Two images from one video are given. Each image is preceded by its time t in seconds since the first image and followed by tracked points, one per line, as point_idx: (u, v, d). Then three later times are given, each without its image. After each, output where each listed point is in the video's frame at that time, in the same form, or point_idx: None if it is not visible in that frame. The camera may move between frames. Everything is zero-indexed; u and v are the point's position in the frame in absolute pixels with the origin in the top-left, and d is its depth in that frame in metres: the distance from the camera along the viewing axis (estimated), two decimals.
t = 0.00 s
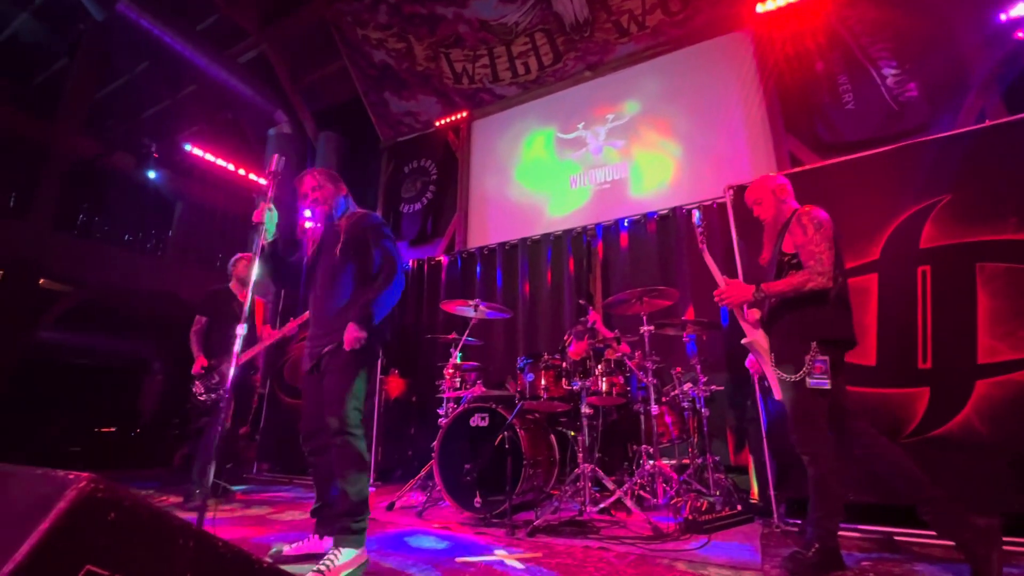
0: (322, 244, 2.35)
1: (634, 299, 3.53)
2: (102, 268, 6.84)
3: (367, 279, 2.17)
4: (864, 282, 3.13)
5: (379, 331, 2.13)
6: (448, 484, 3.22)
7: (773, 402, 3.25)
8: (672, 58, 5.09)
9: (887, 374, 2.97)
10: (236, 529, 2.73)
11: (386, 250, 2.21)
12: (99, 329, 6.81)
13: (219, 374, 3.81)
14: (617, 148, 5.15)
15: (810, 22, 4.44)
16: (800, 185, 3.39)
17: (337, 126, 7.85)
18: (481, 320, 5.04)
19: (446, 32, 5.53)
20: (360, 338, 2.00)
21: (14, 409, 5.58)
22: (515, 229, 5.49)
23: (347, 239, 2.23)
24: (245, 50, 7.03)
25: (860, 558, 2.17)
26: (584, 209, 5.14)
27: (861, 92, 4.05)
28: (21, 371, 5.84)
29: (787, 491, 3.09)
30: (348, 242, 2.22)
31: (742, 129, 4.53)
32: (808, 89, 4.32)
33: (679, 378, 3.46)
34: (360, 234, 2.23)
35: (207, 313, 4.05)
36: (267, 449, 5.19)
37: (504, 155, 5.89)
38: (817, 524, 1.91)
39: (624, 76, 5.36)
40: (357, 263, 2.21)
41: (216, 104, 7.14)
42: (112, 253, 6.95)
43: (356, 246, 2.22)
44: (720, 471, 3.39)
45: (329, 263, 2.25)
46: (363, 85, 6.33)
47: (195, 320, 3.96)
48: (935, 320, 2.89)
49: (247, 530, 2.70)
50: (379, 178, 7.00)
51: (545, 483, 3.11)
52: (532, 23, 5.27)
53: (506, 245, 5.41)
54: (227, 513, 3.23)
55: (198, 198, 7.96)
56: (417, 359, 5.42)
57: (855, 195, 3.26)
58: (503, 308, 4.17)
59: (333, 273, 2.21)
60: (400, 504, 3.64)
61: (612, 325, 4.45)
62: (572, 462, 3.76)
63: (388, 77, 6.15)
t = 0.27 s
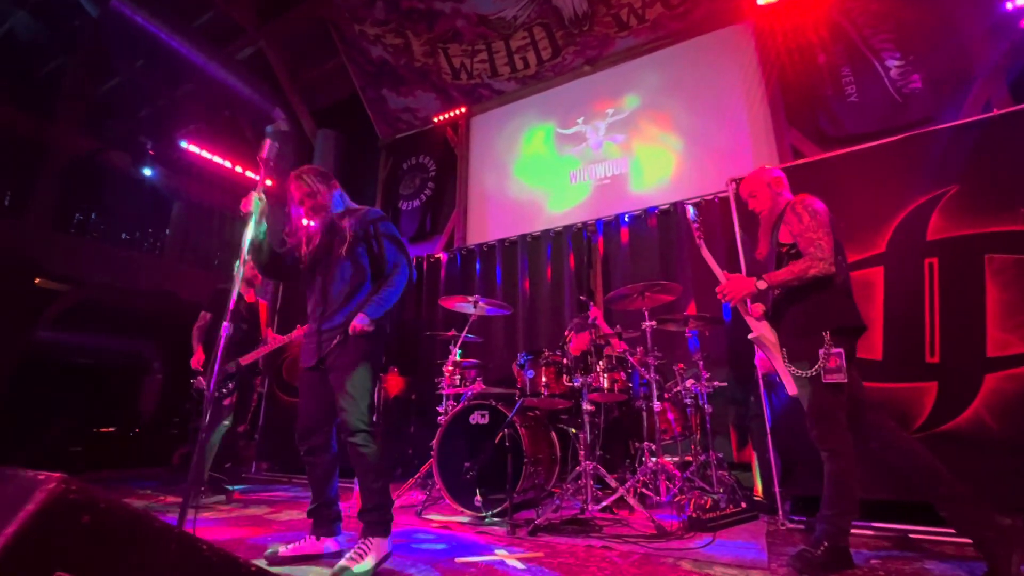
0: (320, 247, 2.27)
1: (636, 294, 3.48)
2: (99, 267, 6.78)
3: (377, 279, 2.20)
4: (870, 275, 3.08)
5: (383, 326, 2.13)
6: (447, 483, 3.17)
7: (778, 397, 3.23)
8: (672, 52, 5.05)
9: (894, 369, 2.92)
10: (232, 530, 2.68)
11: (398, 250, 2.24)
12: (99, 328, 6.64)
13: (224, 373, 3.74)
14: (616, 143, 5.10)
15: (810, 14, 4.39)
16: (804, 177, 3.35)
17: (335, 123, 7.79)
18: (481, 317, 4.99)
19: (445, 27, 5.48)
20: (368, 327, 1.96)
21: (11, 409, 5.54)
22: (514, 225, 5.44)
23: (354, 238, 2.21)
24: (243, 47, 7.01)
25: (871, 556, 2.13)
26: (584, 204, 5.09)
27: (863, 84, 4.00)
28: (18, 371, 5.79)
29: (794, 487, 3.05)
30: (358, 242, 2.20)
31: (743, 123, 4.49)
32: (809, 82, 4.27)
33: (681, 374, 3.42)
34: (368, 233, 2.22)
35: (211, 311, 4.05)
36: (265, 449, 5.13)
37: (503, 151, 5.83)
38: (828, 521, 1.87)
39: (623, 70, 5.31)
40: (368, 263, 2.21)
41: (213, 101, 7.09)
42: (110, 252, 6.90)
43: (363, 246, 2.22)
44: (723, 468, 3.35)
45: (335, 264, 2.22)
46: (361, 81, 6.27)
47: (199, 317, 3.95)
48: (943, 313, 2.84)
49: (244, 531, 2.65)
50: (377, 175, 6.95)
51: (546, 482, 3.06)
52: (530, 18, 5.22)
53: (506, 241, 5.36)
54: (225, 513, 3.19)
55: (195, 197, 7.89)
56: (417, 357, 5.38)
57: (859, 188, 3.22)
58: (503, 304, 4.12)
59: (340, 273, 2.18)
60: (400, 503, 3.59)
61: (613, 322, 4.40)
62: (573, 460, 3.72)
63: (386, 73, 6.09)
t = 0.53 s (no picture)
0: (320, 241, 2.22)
1: (639, 290, 3.44)
2: (101, 265, 6.78)
3: (388, 274, 2.19)
4: (878, 270, 3.04)
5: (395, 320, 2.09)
6: (448, 480, 3.14)
7: (784, 394, 3.22)
8: (675, 46, 4.99)
9: (903, 366, 2.88)
10: (232, 528, 2.65)
11: (409, 244, 2.23)
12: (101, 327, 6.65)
13: (233, 368, 3.82)
14: (619, 138, 5.06)
15: (816, 6, 4.33)
16: (810, 171, 3.30)
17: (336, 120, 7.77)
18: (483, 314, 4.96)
19: (445, 22, 5.44)
20: (373, 324, 1.96)
21: (13, 408, 5.54)
22: (515, 222, 5.41)
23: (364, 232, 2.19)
24: (243, 44, 6.98)
25: (879, 554, 2.09)
26: (586, 200, 5.05)
27: (870, 77, 3.95)
28: (20, 371, 5.79)
29: (800, 485, 3.02)
30: (369, 236, 2.18)
31: (747, 118, 4.43)
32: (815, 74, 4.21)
33: (685, 371, 3.38)
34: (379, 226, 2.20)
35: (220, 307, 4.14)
36: (267, 446, 5.12)
37: (504, 147, 5.79)
38: (836, 520, 1.83)
39: (626, 65, 5.26)
40: (379, 257, 2.18)
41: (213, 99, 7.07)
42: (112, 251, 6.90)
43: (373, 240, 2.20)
44: (728, 465, 3.31)
45: (344, 259, 2.18)
46: (361, 78, 6.24)
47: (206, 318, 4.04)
48: (952, 308, 2.80)
49: (244, 529, 2.62)
50: (378, 172, 6.91)
51: (549, 479, 3.04)
52: (532, 12, 5.18)
53: (508, 238, 5.32)
54: (226, 512, 3.16)
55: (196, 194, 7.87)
56: (419, 354, 5.35)
57: (866, 181, 3.18)
58: (505, 301, 4.09)
59: (351, 269, 2.15)
60: (402, 502, 3.56)
61: (616, 319, 4.37)
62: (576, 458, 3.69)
63: (387, 69, 6.05)
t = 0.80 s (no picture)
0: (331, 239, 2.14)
1: (640, 284, 3.40)
2: (98, 262, 6.75)
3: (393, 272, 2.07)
4: (883, 263, 3.01)
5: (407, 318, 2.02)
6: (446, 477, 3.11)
7: (787, 389, 3.21)
8: (676, 38, 4.93)
9: (907, 360, 2.83)
10: (226, 526, 2.61)
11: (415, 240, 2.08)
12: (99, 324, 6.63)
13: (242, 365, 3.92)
14: (619, 131, 5.01)
15: None
16: (813, 163, 3.26)
17: (334, 115, 7.71)
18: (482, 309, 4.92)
19: (443, 15, 5.38)
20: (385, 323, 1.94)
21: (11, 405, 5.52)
22: (514, 217, 5.36)
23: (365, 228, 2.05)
24: (240, 39, 6.92)
25: (885, 551, 2.06)
26: (586, 194, 5.00)
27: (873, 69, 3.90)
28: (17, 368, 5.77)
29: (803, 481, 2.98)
30: (371, 235, 2.04)
31: (749, 111, 4.37)
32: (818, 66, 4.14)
33: (686, 366, 3.35)
34: (379, 221, 2.05)
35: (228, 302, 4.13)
36: (266, 443, 5.09)
37: (504, 141, 5.74)
38: (841, 516, 1.80)
39: (626, 58, 5.20)
40: (385, 255, 2.06)
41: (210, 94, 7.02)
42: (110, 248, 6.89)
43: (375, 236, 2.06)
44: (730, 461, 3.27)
45: (349, 258, 2.09)
46: (359, 72, 6.18)
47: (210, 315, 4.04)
48: (958, 302, 2.76)
49: (238, 527, 2.58)
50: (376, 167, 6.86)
51: (549, 475, 3.00)
52: (531, 4, 5.11)
53: (507, 233, 5.27)
54: (223, 509, 3.13)
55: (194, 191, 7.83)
56: (418, 350, 5.32)
57: (870, 173, 3.15)
58: (504, 296, 4.05)
59: (355, 267, 2.07)
60: (400, 499, 3.53)
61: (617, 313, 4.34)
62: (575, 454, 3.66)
63: (385, 63, 5.99)
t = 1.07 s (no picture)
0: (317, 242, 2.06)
1: (641, 282, 3.36)
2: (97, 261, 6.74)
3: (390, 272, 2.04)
4: (887, 259, 2.97)
5: (410, 319, 1.97)
6: (444, 477, 3.07)
7: (789, 387, 3.18)
8: (677, 34, 4.89)
9: (911, 359, 2.80)
10: (221, 526, 2.58)
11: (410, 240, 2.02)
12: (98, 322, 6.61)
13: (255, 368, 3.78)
14: (620, 129, 4.97)
15: None
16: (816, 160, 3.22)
17: (333, 113, 7.68)
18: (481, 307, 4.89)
19: (443, 12, 5.38)
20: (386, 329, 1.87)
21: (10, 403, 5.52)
22: (514, 216, 5.34)
23: (361, 230, 1.99)
24: (239, 37, 6.91)
25: (890, 553, 2.02)
26: (587, 192, 4.97)
27: (876, 64, 3.85)
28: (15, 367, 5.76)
29: (806, 481, 2.95)
30: (361, 238, 1.99)
31: (750, 108, 4.35)
32: (820, 62, 4.10)
33: (687, 364, 3.31)
34: (372, 223, 1.97)
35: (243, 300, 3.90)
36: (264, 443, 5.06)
37: (503, 139, 5.71)
38: (845, 517, 1.76)
39: (626, 55, 5.16)
40: (381, 256, 2.02)
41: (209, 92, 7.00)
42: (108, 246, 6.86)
43: (369, 239, 2.00)
44: (732, 461, 3.24)
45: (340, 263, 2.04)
46: (358, 70, 6.15)
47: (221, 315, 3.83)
48: (964, 299, 2.72)
49: (233, 528, 2.55)
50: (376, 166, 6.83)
51: (548, 476, 2.96)
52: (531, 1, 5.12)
53: (506, 231, 5.23)
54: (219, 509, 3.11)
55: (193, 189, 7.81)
56: (417, 349, 5.28)
57: (872, 170, 3.11)
58: (504, 294, 4.01)
59: (348, 271, 2.02)
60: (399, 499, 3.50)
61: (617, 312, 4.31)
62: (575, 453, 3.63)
63: (384, 61, 5.97)
